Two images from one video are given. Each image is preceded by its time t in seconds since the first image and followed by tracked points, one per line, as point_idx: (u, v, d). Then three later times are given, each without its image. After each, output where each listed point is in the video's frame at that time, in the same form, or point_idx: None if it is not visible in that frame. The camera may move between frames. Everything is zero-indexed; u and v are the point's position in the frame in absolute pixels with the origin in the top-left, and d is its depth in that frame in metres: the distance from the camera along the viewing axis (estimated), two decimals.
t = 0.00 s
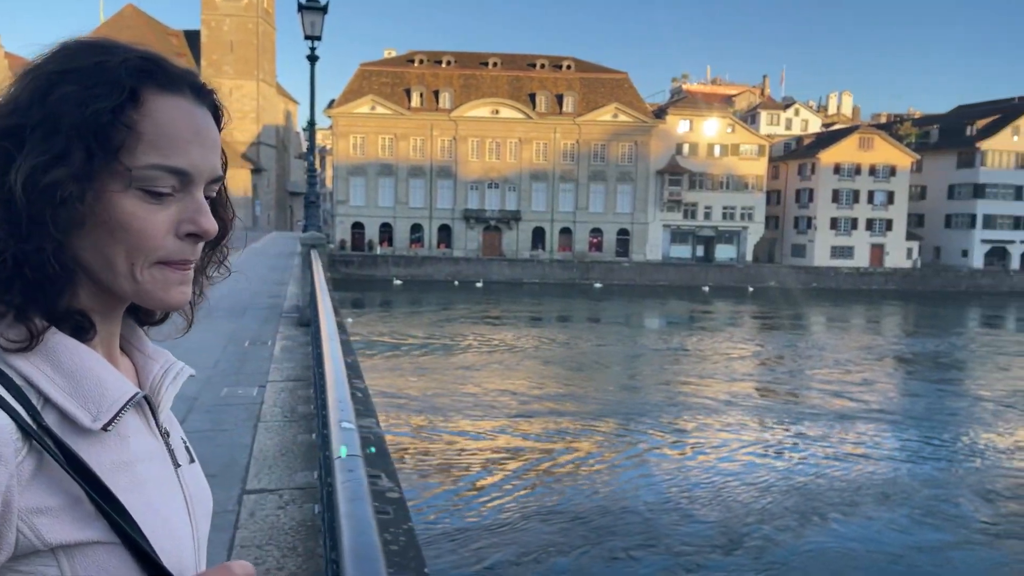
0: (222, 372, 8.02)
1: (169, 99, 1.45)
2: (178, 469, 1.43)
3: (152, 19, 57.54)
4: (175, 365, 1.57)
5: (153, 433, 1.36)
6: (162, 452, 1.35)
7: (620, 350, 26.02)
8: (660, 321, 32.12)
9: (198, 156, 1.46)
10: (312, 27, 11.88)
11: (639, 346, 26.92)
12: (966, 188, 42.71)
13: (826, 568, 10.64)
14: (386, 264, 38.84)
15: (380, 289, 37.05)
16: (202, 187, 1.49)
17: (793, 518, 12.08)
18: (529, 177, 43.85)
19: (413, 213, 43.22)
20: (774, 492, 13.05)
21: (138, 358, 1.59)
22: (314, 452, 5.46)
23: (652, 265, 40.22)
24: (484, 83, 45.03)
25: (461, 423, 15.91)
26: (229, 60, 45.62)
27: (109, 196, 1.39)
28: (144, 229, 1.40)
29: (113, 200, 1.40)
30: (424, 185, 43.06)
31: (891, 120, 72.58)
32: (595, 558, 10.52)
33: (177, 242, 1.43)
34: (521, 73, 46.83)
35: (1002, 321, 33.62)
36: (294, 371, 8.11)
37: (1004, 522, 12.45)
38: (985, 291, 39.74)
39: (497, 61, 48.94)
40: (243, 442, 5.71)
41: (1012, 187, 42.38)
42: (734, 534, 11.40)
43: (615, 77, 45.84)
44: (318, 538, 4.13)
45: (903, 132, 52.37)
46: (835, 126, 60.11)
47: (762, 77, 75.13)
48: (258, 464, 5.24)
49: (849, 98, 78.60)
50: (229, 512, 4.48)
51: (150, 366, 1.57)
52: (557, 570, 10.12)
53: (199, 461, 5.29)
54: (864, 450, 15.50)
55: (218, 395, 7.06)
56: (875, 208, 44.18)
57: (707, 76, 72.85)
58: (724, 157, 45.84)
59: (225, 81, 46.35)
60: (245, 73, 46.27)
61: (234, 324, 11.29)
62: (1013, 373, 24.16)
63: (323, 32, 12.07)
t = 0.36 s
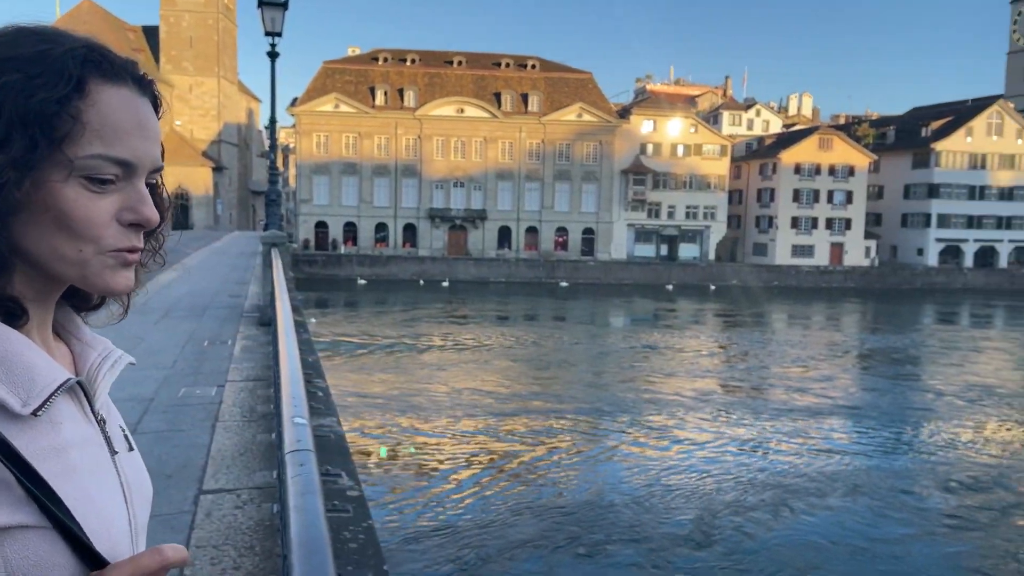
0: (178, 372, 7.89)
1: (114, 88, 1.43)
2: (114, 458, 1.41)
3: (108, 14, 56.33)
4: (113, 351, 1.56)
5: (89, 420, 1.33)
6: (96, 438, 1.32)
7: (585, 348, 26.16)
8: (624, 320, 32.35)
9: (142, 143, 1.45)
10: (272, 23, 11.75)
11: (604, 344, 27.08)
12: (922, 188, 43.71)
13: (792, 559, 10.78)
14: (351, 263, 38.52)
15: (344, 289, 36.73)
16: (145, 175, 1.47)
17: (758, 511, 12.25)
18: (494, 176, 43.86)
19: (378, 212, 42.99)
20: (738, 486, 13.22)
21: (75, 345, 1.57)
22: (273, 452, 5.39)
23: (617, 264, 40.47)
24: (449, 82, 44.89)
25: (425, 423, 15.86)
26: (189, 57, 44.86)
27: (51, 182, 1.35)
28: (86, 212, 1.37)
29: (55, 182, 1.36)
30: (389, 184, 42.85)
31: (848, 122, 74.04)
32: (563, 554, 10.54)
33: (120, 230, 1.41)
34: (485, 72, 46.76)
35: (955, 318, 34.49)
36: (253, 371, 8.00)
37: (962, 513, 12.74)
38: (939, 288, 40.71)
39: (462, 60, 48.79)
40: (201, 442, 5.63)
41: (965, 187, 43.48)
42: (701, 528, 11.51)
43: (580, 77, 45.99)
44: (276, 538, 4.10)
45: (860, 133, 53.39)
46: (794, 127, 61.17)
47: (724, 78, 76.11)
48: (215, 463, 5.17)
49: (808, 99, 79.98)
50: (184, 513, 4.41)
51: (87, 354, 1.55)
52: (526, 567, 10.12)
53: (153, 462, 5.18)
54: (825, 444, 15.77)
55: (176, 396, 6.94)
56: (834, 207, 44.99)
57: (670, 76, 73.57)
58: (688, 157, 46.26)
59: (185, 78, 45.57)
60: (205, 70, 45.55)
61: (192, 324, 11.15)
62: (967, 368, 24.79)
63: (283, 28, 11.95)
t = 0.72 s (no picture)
0: (128, 373, 7.98)
1: (72, 81, 1.49)
2: (63, 455, 1.45)
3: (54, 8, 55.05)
4: (63, 346, 1.59)
5: (36, 415, 1.37)
6: (43, 433, 1.36)
7: (541, 344, 26.54)
8: (580, 317, 32.85)
9: (94, 139, 1.53)
10: (224, 19, 11.80)
11: (559, 340, 27.48)
12: (866, 187, 45.09)
13: (743, 547, 11.15)
14: (307, 262, 38.31)
15: (301, 287, 36.54)
16: (95, 172, 1.54)
17: (709, 502, 12.67)
18: (451, 175, 44.02)
19: (334, 210, 42.80)
20: (687, 479, 13.64)
21: (25, 338, 1.60)
22: (227, 452, 5.59)
23: (574, 262, 40.96)
24: (406, 80, 44.83)
25: (383, 421, 16.04)
26: (140, 53, 44.05)
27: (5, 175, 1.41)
28: (38, 207, 1.44)
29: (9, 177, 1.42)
30: (345, 183, 42.72)
31: (798, 123, 75.94)
32: (521, 547, 10.80)
33: (70, 222, 1.48)
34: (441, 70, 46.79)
35: (898, 313, 35.73)
36: (207, 371, 8.13)
37: (903, 498, 13.31)
38: (883, 284, 42.08)
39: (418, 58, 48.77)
40: (153, 443, 5.80)
41: (907, 186, 44.97)
42: (655, 520, 11.84)
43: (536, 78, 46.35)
44: (229, 538, 4.33)
45: (809, 134, 54.80)
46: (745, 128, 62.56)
47: (677, 80, 77.41)
48: (168, 464, 5.37)
49: (760, 101, 81.80)
50: (137, 514, 4.63)
51: (36, 348, 1.58)
52: (485, 564, 10.30)
53: (105, 464, 5.34)
54: (771, 436, 16.29)
55: (128, 396, 7.06)
56: (783, 206, 46.14)
57: (626, 77, 74.58)
58: (643, 157, 46.89)
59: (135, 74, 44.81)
60: (156, 66, 44.86)
61: (146, 323, 11.20)
62: (908, 361, 25.74)
63: (235, 24, 12.02)
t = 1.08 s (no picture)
0: (41, 373, 7.61)
1: None
2: None
3: None
4: None
5: None
6: None
7: (473, 340, 26.55)
8: (512, 311, 33.00)
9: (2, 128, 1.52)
10: (140, 5, 11.32)
11: (491, 335, 27.54)
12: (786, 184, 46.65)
13: (674, 532, 11.44)
14: (232, 258, 37.27)
15: (226, 284, 35.52)
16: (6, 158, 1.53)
17: (642, 490, 12.94)
18: (380, 169, 43.49)
19: (260, 205, 41.79)
20: (618, 468, 13.90)
21: None
22: (149, 453, 5.40)
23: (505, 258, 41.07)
24: (333, 73, 43.97)
25: (313, 420, 15.78)
26: (51, 41, 41.94)
27: None
28: None
29: None
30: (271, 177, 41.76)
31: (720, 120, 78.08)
32: (456, 539, 10.86)
33: None
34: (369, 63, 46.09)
35: (816, 305, 37.19)
36: (125, 370, 7.81)
37: (826, 480, 13.82)
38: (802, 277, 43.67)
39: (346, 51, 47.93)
40: (68, 445, 5.55)
41: (824, 183, 46.75)
42: (590, 509, 12.03)
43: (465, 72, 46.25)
44: (152, 542, 4.18)
45: (731, 132, 56.40)
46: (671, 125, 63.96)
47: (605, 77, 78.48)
48: (84, 467, 5.14)
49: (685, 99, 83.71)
50: (53, 519, 4.41)
51: None
52: (422, 560, 10.28)
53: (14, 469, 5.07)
54: (699, 425, 16.74)
55: (40, 398, 6.74)
56: (708, 202, 47.36)
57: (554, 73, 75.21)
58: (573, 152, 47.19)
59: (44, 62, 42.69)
60: (67, 54, 42.84)
61: (60, 322, 10.71)
62: (825, 351, 26.83)
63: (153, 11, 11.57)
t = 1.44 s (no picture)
0: None
1: None
2: None
3: None
4: None
5: None
6: None
7: (385, 331, 26.25)
8: (424, 302, 32.77)
9: None
10: None
11: (403, 326, 27.28)
12: (690, 174, 48.00)
13: (591, 514, 11.69)
14: (126, 250, 35.44)
15: (120, 277, 33.73)
16: None
17: (560, 473, 13.16)
18: (285, 157, 42.20)
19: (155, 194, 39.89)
20: (535, 454, 14.04)
21: None
22: (43, 455, 5.10)
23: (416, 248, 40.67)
24: (233, 56, 42.11)
25: (220, 417, 15.24)
26: None
27: None
28: None
29: None
30: (168, 165, 39.96)
31: (626, 112, 79.76)
32: (370, 531, 10.71)
33: None
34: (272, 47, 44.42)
35: (719, 291, 38.55)
36: (11, 368, 7.28)
37: (730, 457, 14.41)
38: (705, 265, 45.15)
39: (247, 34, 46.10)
40: None
41: (725, 174, 48.38)
42: (510, 495, 12.14)
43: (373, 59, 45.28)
44: (47, 546, 4.01)
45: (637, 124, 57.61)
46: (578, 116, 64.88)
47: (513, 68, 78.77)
48: None
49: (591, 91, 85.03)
50: None
51: None
52: (336, 554, 10.07)
53: None
54: (609, 409, 17.11)
55: None
56: (615, 192, 48.26)
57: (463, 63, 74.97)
58: (483, 142, 47.07)
59: None
60: None
61: None
62: (728, 336, 27.82)
63: None
